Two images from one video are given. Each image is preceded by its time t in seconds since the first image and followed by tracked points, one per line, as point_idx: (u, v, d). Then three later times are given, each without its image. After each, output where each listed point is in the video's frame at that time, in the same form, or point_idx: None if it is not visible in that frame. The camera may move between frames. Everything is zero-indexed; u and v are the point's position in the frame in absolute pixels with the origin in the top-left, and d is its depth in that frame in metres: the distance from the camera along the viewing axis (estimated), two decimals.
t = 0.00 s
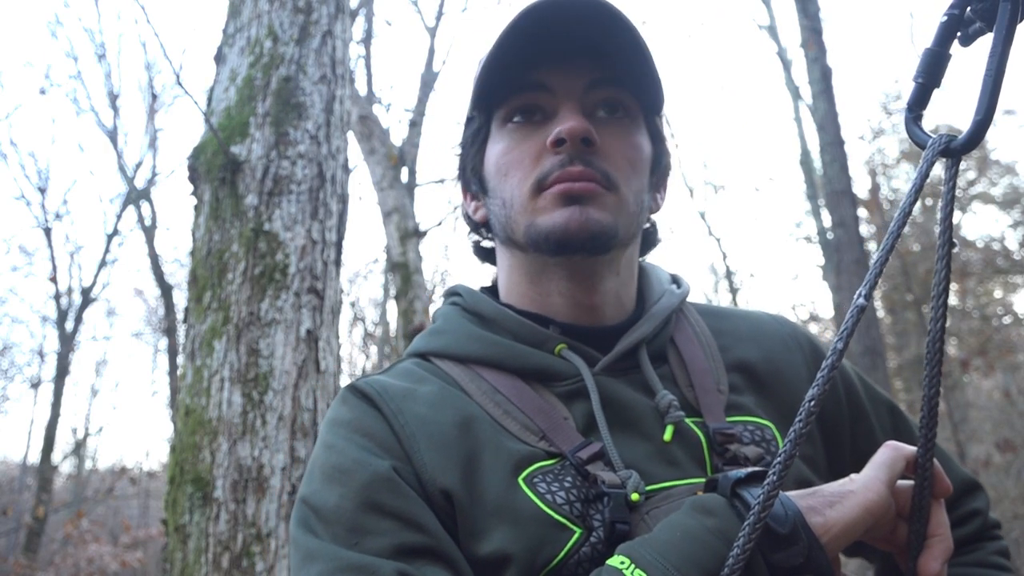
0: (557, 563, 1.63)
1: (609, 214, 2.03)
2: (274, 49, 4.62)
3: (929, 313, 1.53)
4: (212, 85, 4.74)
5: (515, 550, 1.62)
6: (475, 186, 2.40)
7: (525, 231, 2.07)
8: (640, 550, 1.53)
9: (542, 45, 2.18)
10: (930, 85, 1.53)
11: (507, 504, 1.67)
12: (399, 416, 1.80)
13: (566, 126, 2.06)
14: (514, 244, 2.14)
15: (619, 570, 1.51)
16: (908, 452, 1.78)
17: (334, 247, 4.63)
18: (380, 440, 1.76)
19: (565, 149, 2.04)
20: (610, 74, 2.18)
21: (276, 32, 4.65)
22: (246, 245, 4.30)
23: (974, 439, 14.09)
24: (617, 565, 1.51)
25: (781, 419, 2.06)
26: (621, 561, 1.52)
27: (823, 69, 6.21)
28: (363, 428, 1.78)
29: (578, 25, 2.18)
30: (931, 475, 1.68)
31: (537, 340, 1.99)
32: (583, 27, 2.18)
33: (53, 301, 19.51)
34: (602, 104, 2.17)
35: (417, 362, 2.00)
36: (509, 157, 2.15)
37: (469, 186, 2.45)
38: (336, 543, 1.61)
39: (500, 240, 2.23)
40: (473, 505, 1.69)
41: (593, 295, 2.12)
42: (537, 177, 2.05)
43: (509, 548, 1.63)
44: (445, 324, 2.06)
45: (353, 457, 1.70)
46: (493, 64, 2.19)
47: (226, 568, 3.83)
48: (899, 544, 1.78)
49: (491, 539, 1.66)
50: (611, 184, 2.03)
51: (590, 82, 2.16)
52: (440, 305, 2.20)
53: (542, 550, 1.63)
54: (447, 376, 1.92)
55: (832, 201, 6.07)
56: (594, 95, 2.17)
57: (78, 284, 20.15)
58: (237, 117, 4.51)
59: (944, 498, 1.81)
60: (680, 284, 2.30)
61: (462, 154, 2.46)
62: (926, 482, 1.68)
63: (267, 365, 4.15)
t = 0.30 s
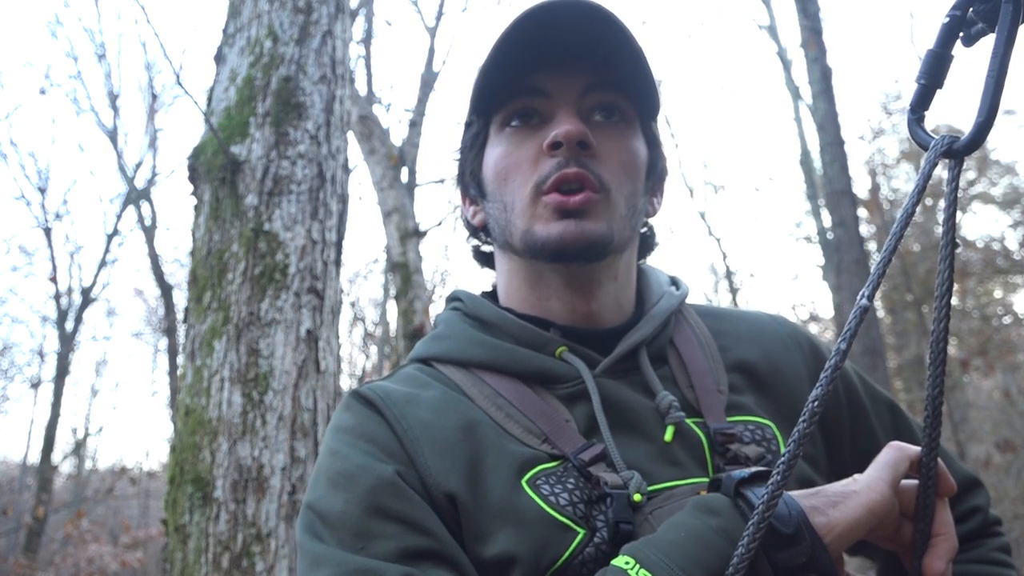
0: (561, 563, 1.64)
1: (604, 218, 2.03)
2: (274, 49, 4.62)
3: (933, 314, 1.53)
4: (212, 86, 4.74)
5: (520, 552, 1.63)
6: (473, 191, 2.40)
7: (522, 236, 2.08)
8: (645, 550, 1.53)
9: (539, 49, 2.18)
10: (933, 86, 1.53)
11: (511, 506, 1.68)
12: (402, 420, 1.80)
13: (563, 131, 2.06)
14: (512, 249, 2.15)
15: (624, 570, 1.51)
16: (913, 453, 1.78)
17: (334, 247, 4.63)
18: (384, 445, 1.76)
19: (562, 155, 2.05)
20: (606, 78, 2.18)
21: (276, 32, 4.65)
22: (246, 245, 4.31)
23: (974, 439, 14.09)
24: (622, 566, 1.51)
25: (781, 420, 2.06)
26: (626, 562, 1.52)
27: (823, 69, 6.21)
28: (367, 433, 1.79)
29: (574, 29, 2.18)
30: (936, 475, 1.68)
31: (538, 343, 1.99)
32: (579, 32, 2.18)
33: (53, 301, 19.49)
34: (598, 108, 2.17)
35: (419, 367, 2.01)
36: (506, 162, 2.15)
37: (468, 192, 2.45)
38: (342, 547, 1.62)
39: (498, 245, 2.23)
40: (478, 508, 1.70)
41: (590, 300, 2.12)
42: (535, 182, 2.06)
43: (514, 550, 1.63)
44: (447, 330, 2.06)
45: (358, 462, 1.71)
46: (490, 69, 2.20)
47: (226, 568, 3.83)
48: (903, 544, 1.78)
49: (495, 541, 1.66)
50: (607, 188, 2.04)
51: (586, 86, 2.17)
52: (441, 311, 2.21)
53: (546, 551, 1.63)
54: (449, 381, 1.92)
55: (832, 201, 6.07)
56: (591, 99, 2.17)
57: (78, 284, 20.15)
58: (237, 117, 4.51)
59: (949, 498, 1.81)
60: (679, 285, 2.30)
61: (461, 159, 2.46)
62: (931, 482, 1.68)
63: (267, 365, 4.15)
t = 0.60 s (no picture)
0: (566, 563, 1.63)
1: (606, 219, 2.03)
2: (274, 49, 4.62)
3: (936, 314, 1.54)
4: (212, 86, 4.74)
5: (524, 552, 1.62)
6: (475, 193, 2.40)
7: (524, 237, 2.08)
8: (649, 551, 1.53)
9: (541, 52, 2.18)
10: (935, 87, 1.53)
11: (515, 507, 1.67)
12: (406, 422, 1.80)
13: (564, 133, 2.06)
14: (514, 251, 2.14)
15: (629, 570, 1.50)
16: (917, 453, 1.78)
17: (334, 247, 4.63)
18: (388, 448, 1.76)
19: (563, 156, 2.04)
20: (606, 81, 2.18)
21: (276, 32, 4.65)
22: (246, 245, 4.30)
23: (974, 439, 14.09)
24: (626, 566, 1.51)
25: (783, 420, 2.06)
26: (631, 562, 1.52)
27: (823, 69, 6.21)
28: (371, 436, 1.79)
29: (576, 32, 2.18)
30: (940, 475, 1.67)
31: (540, 344, 1.99)
32: (580, 34, 2.18)
33: (53, 301, 19.47)
34: (598, 109, 2.17)
35: (422, 369, 2.00)
36: (508, 164, 2.15)
37: (470, 194, 2.45)
38: (347, 550, 1.62)
39: (500, 247, 2.23)
40: (482, 509, 1.70)
41: (592, 300, 2.11)
42: (536, 183, 2.05)
43: (518, 551, 1.63)
44: (450, 331, 2.06)
45: (363, 465, 1.71)
46: (491, 71, 2.20)
47: (226, 568, 3.83)
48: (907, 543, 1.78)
49: (500, 542, 1.66)
50: (608, 189, 2.04)
51: (587, 89, 2.17)
52: (443, 313, 2.20)
53: (551, 551, 1.63)
54: (452, 383, 1.92)
55: (832, 201, 6.07)
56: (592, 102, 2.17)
57: (78, 285, 20.14)
58: (237, 116, 4.51)
59: (953, 497, 1.81)
60: (680, 286, 2.30)
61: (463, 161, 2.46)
62: (935, 482, 1.67)
63: (267, 365, 4.15)
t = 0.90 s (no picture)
0: (567, 563, 1.63)
1: (606, 221, 2.03)
2: (274, 49, 4.62)
3: (936, 313, 1.54)
4: (212, 85, 4.74)
5: (525, 552, 1.62)
6: (477, 193, 2.40)
7: (524, 238, 2.08)
8: (650, 551, 1.53)
9: (542, 54, 2.18)
10: (936, 87, 1.53)
11: (516, 507, 1.67)
12: (407, 423, 1.80)
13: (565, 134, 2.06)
14: (514, 252, 2.14)
15: (630, 571, 1.50)
16: (918, 453, 1.77)
17: (334, 247, 4.63)
18: (389, 449, 1.76)
19: (563, 158, 2.04)
20: (608, 82, 2.18)
21: (276, 32, 4.65)
22: (246, 245, 4.30)
23: (974, 439, 14.10)
24: (627, 566, 1.51)
25: (784, 420, 2.06)
26: (631, 562, 1.52)
27: (823, 69, 6.21)
28: (373, 437, 1.79)
29: (576, 33, 2.19)
30: (941, 474, 1.67)
31: (541, 345, 1.99)
32: (580, 37, 2.18)
33: (53, 301, 19.47)
34: (599, 111, 2.17)
35: (423, 370, 2.00)
36: (509, 164, 2.15)
37: (472, 195, 2.45)
38: (348, 551, 1.62)
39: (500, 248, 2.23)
40: (484, 510, 1.70)
41: (592, 302, 2.11)
42: (536, 184, 2.06)
43: (519, 552, 1.63)
44: (450, 332, 2.06)
45: (364, 466, 1.71)
46: (493, 71, 2.20)
47: (226, 568, 3.83)
48: (909, 543, 1.78)
49: (501, 542, 1.66)
50: (608, 193, 2.04)
51: (588, 90, 2.16)
52: (444, 313, 2.20)
53: (552, 552, 1.63)
54: (452, 384, 1.92)
55: (832, 201, 6.07)
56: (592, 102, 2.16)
57: (78, 285, 20.14)
58: (237, 117, 4.50)
59: (954, 496, 1.80)
60: (681, 287, 2.30)
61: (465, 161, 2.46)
62: (936, 481, 1.67)
63: (267, 365, 4.15)
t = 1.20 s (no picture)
0: (568, 563, 1.63)
1: (599, 222, 2.03)
2: (274, 49, 4.62)
3: (937, 313, 1.54)
4: (212, 85, 4.74)
5: (527, 552, 1.62)
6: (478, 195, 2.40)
7: (518, 240, 2.08)
8: (651, 551, 1.53)
9: (535, 56, 2.18)
10: (937, 87, 1.53)
11: (517, 507, 1.67)
12: (408, 424, 1.80)
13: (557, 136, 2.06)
14: (510, 254, 2.15)
15: (631, 571, 1.50)
16: (919, 454, 1.77)
17: (334, 247, 4.63)
18: (391, 450, 1.76)
19: (554, 159, 2.04)
20: (600, 83, 2.17)
21: (276, 32, 4.65)
22: (246, 245, 4.30)
23: (974, 439, 14.10)
24: (628, 566, 1.51)
25: (784, 420, 2.05)
26: (633, 562, 1.52)
27: (822, 69, 6.21)
28: (373, 437, 1.79)
29: (567, 34, 2.16)
30: (942, 475, 1.67)
31: (541, 346, 1.98)
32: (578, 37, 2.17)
33: (53, 301, 19.48)
34: (591, 111, 2.16)
35: (424, 371, 2.00)
36: (502, 166, 2.15)
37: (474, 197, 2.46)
38: (349, 551, 1.62)
39: (498, 249, 2.23)
40: (485, 511, 1.69)
41: (590, 303, 2.11)
42: (528, 185, 2.06)
43: (520, 552, 1.63)
44: (451, 333, 2.06)
45: (365, 467, 1.71)
46: (485, 75, 2.20)
47: (226, 568, 3.83)
48: (910, 543, 1.78)
49: (503, 542, 1.66)
50: (600, 193, 2.03)
51: (579, 90, 2.16)
52: (445, 313, 2.21)
53: (553, 552, 1.63)
54: (453, 384, 1.92)
55: (832, 201, 6.08)
56: (585, 102, 2.16)
57: (79, 285, 20.14)
58: (237, 116, 4.50)
59: (956, 496, 1.80)
60: (681, 288, 2.30)
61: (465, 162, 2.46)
62: (937, 482, 1.67)
63: (267, 366, 4.15)
